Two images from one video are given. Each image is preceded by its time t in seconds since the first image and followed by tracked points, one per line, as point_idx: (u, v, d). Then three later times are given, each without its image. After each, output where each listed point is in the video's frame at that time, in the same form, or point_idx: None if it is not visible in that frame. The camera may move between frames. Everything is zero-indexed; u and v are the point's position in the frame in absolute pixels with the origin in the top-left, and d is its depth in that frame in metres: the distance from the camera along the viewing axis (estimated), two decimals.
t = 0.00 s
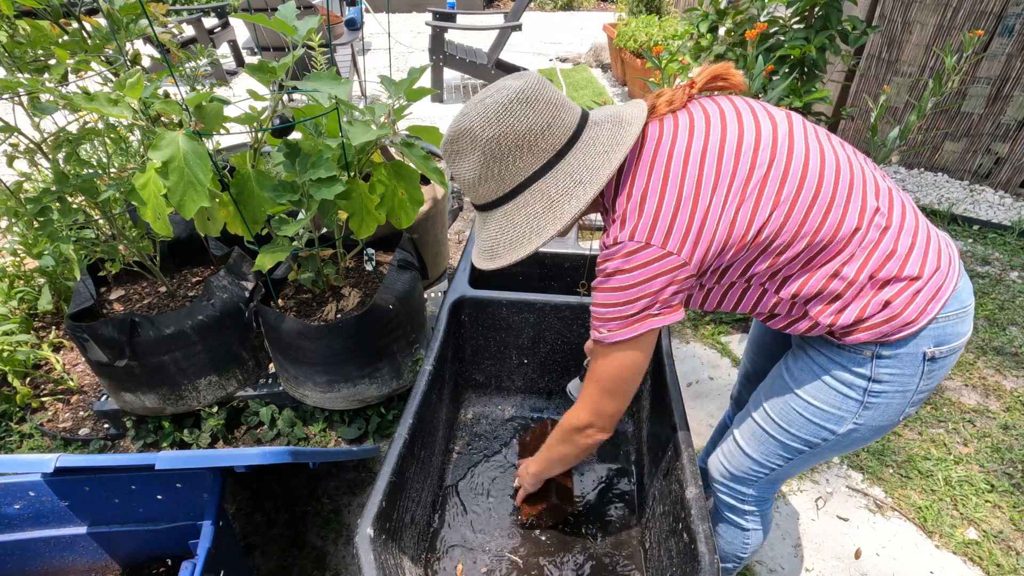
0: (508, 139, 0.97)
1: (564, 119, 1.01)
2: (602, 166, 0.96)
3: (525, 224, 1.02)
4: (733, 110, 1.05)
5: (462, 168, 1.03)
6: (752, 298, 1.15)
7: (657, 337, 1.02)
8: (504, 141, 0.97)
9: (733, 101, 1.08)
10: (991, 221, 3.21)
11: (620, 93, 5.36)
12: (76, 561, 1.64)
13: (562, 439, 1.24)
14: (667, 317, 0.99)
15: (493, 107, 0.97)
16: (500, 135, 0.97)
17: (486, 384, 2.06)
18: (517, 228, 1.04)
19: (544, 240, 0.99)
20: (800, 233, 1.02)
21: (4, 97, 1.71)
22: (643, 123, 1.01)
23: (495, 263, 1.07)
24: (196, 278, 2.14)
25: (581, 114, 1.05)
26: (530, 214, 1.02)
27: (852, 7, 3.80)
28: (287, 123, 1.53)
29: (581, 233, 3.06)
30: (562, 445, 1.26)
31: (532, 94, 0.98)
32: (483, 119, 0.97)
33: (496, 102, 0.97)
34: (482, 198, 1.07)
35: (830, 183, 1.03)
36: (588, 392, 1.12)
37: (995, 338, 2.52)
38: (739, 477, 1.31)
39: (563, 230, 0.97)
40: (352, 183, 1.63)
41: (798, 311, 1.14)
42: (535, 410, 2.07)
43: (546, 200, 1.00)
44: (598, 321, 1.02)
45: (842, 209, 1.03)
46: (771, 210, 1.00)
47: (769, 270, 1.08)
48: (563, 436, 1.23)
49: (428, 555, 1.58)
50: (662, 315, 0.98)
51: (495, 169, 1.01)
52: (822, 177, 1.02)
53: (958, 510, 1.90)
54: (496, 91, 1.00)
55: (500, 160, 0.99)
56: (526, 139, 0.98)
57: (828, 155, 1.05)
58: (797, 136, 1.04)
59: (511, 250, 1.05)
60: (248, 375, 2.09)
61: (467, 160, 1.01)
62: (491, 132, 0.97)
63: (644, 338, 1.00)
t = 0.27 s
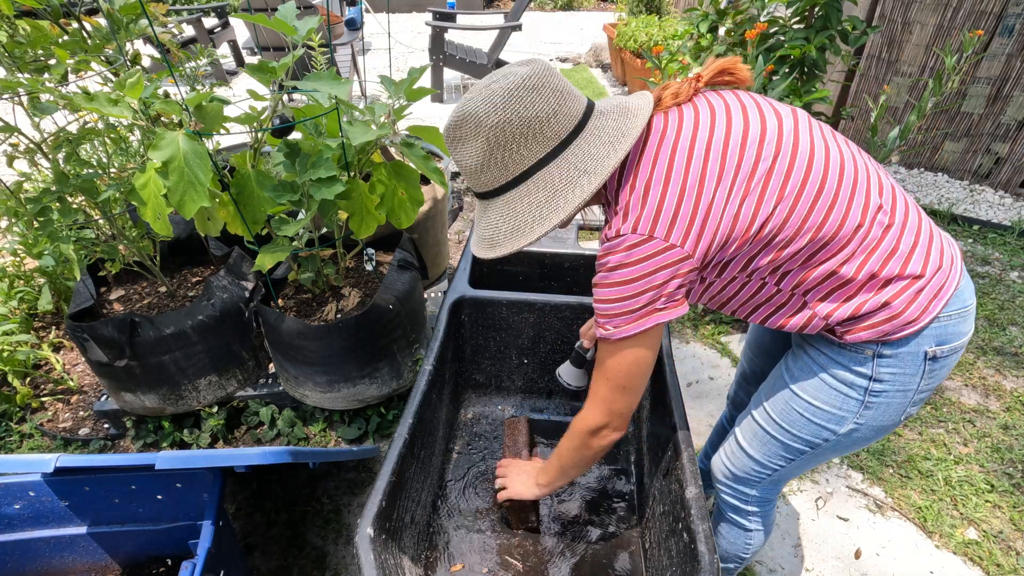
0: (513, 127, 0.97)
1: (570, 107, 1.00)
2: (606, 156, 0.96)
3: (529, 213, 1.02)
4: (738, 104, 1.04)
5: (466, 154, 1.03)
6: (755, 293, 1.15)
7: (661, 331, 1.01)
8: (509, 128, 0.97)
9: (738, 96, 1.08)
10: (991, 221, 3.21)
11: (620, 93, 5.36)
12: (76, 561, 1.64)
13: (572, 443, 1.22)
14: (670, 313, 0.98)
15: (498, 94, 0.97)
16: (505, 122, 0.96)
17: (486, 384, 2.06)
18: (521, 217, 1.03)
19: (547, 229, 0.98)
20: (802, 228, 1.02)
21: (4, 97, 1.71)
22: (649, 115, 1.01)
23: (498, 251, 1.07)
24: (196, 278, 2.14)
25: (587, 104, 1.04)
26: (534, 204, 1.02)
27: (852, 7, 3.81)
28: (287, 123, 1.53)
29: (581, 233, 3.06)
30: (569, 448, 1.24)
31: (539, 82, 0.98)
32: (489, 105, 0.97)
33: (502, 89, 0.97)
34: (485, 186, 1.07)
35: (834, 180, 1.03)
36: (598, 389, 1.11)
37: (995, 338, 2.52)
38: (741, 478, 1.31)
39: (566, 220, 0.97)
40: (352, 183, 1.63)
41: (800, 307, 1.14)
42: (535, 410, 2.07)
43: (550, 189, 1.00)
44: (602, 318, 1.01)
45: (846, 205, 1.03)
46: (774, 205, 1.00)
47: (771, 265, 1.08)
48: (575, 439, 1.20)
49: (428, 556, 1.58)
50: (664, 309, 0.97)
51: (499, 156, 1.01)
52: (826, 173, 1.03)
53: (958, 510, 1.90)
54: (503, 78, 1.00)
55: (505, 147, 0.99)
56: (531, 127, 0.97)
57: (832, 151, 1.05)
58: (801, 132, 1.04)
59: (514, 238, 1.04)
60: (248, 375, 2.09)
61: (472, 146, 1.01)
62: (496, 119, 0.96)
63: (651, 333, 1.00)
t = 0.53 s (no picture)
0: (510, 144, 0.97)
1: (566, 124, 1.01)
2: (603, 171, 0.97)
3: (528, 228, 1.02)
4: (730, 114, 1.04)
5: (463, 171, 1.03)
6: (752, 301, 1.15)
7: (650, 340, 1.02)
8: (506, 146, 0.97)
9: (730, 105, 1.08)
10: (991, 221, 3.21)
11: (620, 93, 5.36)
12: (76, 561, 1.64)
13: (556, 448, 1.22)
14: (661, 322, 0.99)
15: (495, 111, 0.97)
16: (502, 140, 0.96)
17: (486, 384, 2.06)
18: (519, 232, 1.03)
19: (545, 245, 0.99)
20: (797, 237, 1.02)
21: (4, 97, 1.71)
22: (644, 129, 1.01)
23: (497, 267, 1.07)
24: (196, 278, 2.14)
25: (583, 120, 1.05)
26: (532, 219, 1.02)
27: (852, 7, 3.81)
28: (287, 123, 1.53)
29: (581, 233, 3.06)
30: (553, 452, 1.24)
31: (535, 99, 0.98)
32: (485, 123, 0.97)
33: (498, 107, 0.97)
34: (483, 203, 1.07)
35: (829, 187, 1.03)
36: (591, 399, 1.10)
37: (995, 338, 2.52)
38: (744, 478, 1.31)
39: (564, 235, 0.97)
40: (352, 183, 1.63)
41: (799, 314, 1.14)
42: (535, 410, 2.07)
43: (547, 204, 1.00)
44: (593, 325, 1.01)
45: (840, 212, 1.03)
46: (768, 214, 1.00)
47: (767, 274, 1.08)
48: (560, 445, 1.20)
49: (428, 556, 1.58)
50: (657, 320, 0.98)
51: (497, 173, 1.00)
52: (820, 180, 1.02)
53: (958, 510, 1.90)
54: (499, 95, 1.00)
55: (502, 164, 0.99)
56: (529, 144, 0.98)
57: (826, 158, 1.05)
58: (795, 140, 1.04)
59: (513, 254, 1.04)
60: (248, 375, 2.09)
61: (469, 164, 1.01)
62: (493, 136, 0.96)
63: (638, 342, 1.00)
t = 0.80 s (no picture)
0: (503, 152, 0.97)
1: (558, 131, 1.01)
2: (597, 175, 0.97)
3: (524, 235, 1.02)
4: (722, 115, 1.05)
5: (457, 182, 1.02)
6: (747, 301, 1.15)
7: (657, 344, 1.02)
8: (499, 154, 0.97)
9: (721, 105, 1.08)
10: (991, 221, 3.21)
11: (620, 93, 5.36)
12: (76, 561, 1.64)
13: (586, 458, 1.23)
14: (660, 324, 0.99)
15: (487, 120, 0.97)
16: (494, 149, 0.96)
17: (486, 384, 2.06)
18: (515, 240, 1.03)
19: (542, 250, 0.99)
20: (791, 237, 1.02)
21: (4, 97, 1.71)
22: (636, 131, 1.01)
23: (493, 275, 1.07)
24: (196, 278, 2.14)
25: (574, 126, 1.05)
26: (528, 227, 1.01)
27: (852, 7, 3.81)
28: (287, 123, 1.53)
29: (581, 233, 3.06)
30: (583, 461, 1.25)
31: (526, 107, 0.98)
32: (477, 133, 0.96)
33: (489, 116, 0.97)
34: (476, 211, 1.07)
35: (821, 186, 1.03)
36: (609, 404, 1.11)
37: (995, 338, 2.52)
38: (743, 477, 1.31)
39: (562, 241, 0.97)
40: (352, 183, 1.63)
41: (794, 312, 1.14)
42: (535, 410, 2.07)
43: (542, 211, 1.01)
44: (599, 334, 1.01)
45: (833, 210, 1.03)
46: (761, 214, 1.00)
47: (762, 273, 1.08)
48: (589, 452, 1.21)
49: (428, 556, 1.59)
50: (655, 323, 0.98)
51: (491, 182, 1.00)
52: (812, 180, 1.02)
53: (958, 510, 1.90)
54: (490, 105, 1.00)
55: (496, 173, 0.99)
56: (522, 152, 0.97)
57: (818, 157, 1.05)
58: (786, 139, 1.04)
59: (509, 262, 1.04)
60: (248, 375, 2.09)
61: (462, 174, 1.00)
62: (485, 146, 0.96)
63: (646, 346, 1.01)
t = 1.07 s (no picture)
0: (500, 151, 0.97)
1: (556, 128, 1.01)
2: (596, 172, 0.97)
3: (523, 233, 1.02)
4: (719, 114, 1.05)
5: (456, 181, 1.03)
6: (745, 300, 1.15)
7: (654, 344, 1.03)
8: (496, 153, 0.97)
9: (718, 104, 1.08)
10: (991, 221, 3.21)
11: (620, 93, 5.36)
12: (76, 561, 1.64)
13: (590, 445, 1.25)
14: (659, 324, 0.99)
15: (484, 120, 0.97)
16: (491, 147, 0.96)
17: (486, 384, 2.06)
18: (515, 238, 1.03)
19: (541, 248, 0.98)
20: (789, 236, 1.02)
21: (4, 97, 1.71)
22: (633, 130, 1.01)
23: (492, 274, 1.07)
24: (196, 278, 2.14)
25: (572, 123, 1.05)
26: (527, 225, 1.01)
27: (852, 7, 3.81)
28: (287, 123, 1.53)
29: (581, 233, 3.06)
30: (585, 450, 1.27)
31: (524, 105, 0.98)
32: (474, 131, 0.96)
33: (487, 115, 0.97)
34: (476, 210, 1.07)
35: (818, 185, 1.03)
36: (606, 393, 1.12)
37: (995, 338, 2.52)
38: (741, 476, 1.31)
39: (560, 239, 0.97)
40: (352, 183, 1.63)
41: (792, 311, 1.14)
42: (535, 410, 2.07)
43: (542, 208, 1.00)
44: (598, 330, 1.02)
45: (831, 209, 1.03)
46: (760, 213, 1.00)
47: (761, 272, 1.08)
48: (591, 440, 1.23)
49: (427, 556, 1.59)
50: (654, 322, 0.99)
51: (490, 180, 1.00)
52: (810, 178, 1.02)
53: (958, 510, 1.90)
54: (487, 103, 1.00)
55: (495, 171, 0.99)
56: (519, 150, 0.97)
57: (815, 155, 1.05)
58: (784, 138, 1.04)
59: (508, 261, 1.04)
60: (248, 375, 2.09)
61: (461, 173, 1.01)
62: (483, 144, 0.96)
63: (643, 343, 1.01)
